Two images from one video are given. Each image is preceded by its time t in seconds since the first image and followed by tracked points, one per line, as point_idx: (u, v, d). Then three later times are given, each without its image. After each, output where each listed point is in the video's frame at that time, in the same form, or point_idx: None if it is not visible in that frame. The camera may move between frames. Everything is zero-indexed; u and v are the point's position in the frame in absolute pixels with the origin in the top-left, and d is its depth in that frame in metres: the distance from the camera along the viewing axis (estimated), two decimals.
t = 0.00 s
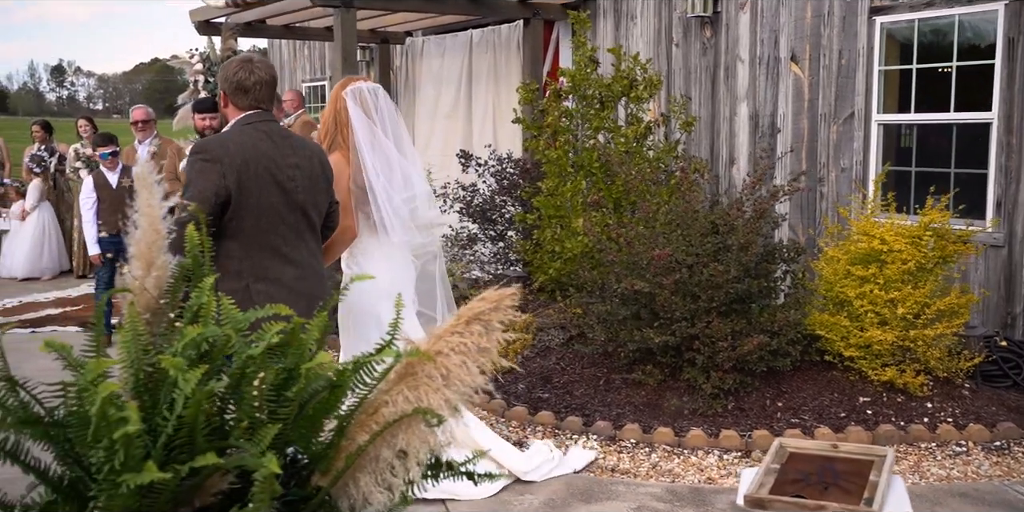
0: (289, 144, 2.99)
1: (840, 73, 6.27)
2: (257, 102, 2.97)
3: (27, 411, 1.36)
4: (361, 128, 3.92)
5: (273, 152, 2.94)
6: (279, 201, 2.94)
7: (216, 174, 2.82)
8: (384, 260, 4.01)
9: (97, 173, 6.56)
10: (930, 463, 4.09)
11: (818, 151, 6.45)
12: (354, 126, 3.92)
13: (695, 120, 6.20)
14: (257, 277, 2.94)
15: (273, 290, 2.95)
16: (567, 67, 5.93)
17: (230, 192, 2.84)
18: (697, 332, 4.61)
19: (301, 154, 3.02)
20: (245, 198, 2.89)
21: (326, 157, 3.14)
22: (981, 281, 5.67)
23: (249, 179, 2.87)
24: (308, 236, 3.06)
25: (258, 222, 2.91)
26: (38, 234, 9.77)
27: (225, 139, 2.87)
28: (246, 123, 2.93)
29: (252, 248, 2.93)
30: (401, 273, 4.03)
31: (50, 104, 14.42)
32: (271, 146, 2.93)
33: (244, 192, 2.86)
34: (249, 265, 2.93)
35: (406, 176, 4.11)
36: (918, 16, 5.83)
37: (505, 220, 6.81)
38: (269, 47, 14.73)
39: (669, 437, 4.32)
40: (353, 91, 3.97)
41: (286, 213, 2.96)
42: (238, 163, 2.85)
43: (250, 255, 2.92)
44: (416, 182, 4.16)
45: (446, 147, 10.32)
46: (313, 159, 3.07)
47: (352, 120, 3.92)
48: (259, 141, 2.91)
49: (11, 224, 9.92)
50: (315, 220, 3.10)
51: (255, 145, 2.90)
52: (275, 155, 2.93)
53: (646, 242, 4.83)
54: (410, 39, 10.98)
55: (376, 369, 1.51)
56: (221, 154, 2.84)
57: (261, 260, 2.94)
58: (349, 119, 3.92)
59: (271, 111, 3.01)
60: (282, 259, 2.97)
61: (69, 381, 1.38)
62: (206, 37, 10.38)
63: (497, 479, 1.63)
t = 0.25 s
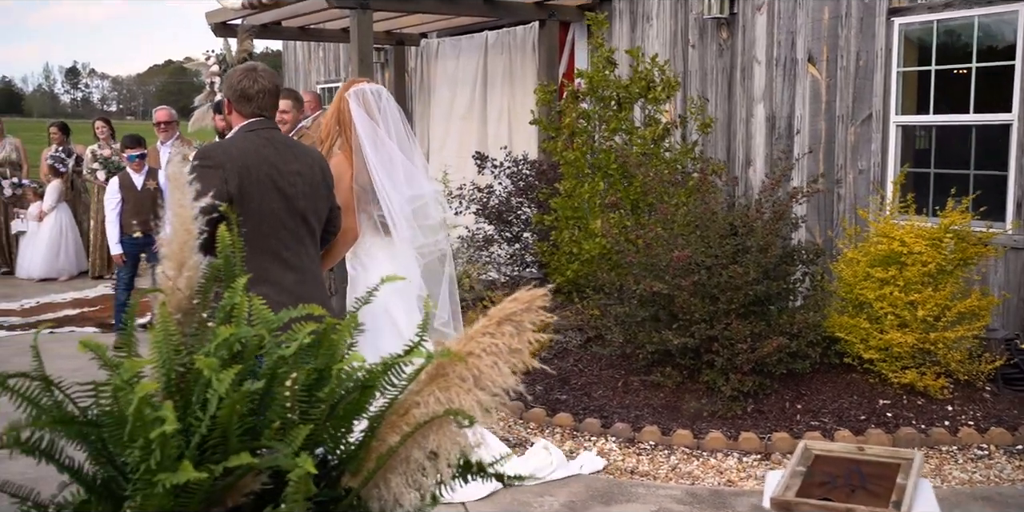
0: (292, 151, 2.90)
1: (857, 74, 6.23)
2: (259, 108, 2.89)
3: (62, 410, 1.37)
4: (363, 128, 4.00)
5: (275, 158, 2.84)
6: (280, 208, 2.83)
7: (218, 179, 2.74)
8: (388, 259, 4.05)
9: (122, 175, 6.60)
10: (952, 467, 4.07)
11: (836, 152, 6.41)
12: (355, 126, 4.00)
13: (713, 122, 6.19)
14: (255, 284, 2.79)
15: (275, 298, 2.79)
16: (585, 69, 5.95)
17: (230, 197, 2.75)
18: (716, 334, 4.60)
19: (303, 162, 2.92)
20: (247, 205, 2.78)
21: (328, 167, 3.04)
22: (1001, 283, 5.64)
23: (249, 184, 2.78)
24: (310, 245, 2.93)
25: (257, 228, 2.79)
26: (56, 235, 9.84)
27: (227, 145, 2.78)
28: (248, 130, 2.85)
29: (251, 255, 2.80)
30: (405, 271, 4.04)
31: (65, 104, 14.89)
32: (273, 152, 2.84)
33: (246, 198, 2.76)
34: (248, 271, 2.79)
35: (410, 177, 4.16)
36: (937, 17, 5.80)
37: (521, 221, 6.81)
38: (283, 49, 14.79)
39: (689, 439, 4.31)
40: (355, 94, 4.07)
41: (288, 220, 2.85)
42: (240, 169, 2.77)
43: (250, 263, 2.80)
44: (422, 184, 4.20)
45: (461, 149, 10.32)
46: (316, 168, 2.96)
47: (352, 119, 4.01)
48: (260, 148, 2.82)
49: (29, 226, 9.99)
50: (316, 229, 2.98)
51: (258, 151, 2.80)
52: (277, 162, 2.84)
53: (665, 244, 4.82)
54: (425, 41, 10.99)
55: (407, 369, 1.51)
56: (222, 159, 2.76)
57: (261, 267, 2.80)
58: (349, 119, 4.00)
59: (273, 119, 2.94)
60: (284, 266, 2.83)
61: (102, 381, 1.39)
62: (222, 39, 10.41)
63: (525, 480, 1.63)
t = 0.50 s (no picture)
0: (298, 159, 3.07)
1: (879, 79, 6.18)
2: (269, 115, 3.09)
3: (101, 412, 1.37)
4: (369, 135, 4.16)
5: (281, 164, 3.03)
6: (280, 211, 2.99)
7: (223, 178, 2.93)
8: (396, 262, 4.19)
9: (155, 180, 6.64)
10: (979, 475, 4.03)
11: (858, 157, 6.38)
12: (361, 135, 4.17)
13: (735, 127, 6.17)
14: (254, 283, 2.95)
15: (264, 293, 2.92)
16: (607, 74, 5.95)
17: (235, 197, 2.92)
18: (740, 340, 4.58)
19: (307, 169, 3.09)
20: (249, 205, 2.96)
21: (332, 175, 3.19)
22: None
23: (254, 187, 2.96)
24: (308, 248, 3.08)
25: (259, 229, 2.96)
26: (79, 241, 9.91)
27: (236, 150, 2.98)
28: (255, 136, 3.05)
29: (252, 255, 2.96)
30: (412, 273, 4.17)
31: (82, 111, 14.88)
32: (278, 158, 3.03)
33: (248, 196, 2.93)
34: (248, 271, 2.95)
35: (417, 181, 4.30)
36: (962, 22, 5.76)
37: (542, 227, 6.77)
38: (302, 55, 14.84)
39: (712, 445, 4.29)
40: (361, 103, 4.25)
41: (287, 221, 3.00)
42: (245, 170, 2.95)
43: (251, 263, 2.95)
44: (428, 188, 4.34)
45: (480, 155, 10.31)
46: (320, 175, 3.12)
47: (359, 127, 4.17)
48: (268, 153, 3.01)
49: (52, 230, 10.05)
50: (317, 235, 3.12)
51: (264, 155, 3.00)
52: (280, 166, 3.02)
53: (688, 250, 4.80)
54: (444, 46, 11.00)
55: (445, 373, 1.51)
56: (230, 161, 2.94)
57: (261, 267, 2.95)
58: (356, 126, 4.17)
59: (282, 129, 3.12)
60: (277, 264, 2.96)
61: (140, 384, 1.39)
62: (243, 45, 10.44)
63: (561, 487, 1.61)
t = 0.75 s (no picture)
0: (305, 161, 3.33)
1: (905, 87, 6.14)
2: (279, 119, 3.37)
3: (141, 418, 1.38)
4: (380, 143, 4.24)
5: (287, 165, 3.28)
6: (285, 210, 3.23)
7: (230, 178, 3.16)
8: (405, 270, 4.21)
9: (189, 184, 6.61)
10: (1009, 486, 3.98)
11: (883, 165, 6.31)
12: (372, 143, 4.25)
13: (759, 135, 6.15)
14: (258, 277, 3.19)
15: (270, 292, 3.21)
16: (630, 81, 5.95)
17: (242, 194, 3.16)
18: (766, 348, 4.55)
19: (313, 172, 3.34)
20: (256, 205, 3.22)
21: (338, 180, 3.45)
22: None
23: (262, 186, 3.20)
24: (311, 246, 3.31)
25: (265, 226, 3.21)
26: (104, 247, 9.98)
27: (245, 150, 3.24)
28: (264, 138, 3.32)
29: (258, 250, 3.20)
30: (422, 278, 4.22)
31: (105, 118, 15.54)
32: (286, 160, 3.28)
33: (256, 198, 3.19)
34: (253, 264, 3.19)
35: (428, 188, 4.37)
36: (989, 29, 5.72)
37: (563, 234, 6.74)
38: (324, 63, 14.90)
39: (738, 454, 4.26)
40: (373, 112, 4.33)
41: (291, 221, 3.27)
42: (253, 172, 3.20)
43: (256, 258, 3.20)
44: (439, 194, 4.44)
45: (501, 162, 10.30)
46: (325, 179, 3.38)
47: (370, 135, 4.25)
48: (275, 155, 3.26)
49: (75, 236, 10.11)
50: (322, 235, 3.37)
51: (271, 157, 3.25)
52: (286, 168, 3.27)
53: (713, 258, 4.78)
54: (465, 54, 11.01)
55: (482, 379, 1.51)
56: (238, 160, 3.20)
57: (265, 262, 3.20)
58: (367, 135, 4.25)
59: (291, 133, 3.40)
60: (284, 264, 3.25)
61: (179, 390, 1.40)
62: (266, 53, 10.49)
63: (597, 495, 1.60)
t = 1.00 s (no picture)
0: (315, 166, 3.33)
1: (931, 95, 6.09)
2: (287, 124, 3.35)
3: (181, 425, 1.39)
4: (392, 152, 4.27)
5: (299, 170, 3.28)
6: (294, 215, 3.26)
7: (241, 181, 3.17)
8: (412, 278, 4.24)
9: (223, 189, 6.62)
10: None
11: (909, 175, 6.27)
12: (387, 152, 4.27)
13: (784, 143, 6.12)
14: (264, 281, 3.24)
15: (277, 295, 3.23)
16: (654, 90, 5.95)
17: (253, 199, 3.18)
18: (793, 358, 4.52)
19: (322, 177, 3.35)
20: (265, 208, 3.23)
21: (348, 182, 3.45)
22: None
23: (271, 190, 3.22)
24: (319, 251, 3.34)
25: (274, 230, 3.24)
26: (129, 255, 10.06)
27: (255, 154, 3.23)
28: (275, 142, 3.31)
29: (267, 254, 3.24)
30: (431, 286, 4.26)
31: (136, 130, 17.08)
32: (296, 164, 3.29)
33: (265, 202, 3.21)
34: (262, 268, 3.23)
35: (436, 196, 4.42)
36: (1017, 37, 5.67)
37: (586, 243, 6.73)
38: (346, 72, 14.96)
39: (765, 465, 4.23)
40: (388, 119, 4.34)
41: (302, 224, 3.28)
42: (264, 176, 3.20)
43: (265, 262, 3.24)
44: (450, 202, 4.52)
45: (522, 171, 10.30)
46: (335, 181, 3.38)
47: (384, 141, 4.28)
48: (287, 160, 3.26)
49: (100, 244, 10.18)
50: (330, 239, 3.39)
51: (282, 162, 3.25)
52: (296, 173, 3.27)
53: (739, 267, 4.76)
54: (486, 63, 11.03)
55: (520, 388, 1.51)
56: (249, 165, 3.20)
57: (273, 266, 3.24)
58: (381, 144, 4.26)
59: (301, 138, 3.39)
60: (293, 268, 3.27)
61: (219, 397, 1.40)
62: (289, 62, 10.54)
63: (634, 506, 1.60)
